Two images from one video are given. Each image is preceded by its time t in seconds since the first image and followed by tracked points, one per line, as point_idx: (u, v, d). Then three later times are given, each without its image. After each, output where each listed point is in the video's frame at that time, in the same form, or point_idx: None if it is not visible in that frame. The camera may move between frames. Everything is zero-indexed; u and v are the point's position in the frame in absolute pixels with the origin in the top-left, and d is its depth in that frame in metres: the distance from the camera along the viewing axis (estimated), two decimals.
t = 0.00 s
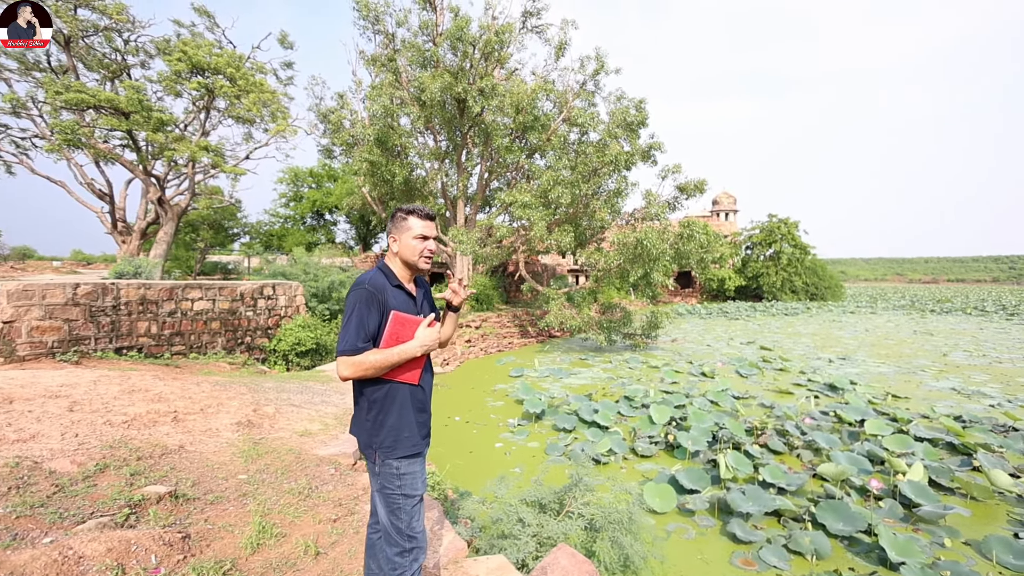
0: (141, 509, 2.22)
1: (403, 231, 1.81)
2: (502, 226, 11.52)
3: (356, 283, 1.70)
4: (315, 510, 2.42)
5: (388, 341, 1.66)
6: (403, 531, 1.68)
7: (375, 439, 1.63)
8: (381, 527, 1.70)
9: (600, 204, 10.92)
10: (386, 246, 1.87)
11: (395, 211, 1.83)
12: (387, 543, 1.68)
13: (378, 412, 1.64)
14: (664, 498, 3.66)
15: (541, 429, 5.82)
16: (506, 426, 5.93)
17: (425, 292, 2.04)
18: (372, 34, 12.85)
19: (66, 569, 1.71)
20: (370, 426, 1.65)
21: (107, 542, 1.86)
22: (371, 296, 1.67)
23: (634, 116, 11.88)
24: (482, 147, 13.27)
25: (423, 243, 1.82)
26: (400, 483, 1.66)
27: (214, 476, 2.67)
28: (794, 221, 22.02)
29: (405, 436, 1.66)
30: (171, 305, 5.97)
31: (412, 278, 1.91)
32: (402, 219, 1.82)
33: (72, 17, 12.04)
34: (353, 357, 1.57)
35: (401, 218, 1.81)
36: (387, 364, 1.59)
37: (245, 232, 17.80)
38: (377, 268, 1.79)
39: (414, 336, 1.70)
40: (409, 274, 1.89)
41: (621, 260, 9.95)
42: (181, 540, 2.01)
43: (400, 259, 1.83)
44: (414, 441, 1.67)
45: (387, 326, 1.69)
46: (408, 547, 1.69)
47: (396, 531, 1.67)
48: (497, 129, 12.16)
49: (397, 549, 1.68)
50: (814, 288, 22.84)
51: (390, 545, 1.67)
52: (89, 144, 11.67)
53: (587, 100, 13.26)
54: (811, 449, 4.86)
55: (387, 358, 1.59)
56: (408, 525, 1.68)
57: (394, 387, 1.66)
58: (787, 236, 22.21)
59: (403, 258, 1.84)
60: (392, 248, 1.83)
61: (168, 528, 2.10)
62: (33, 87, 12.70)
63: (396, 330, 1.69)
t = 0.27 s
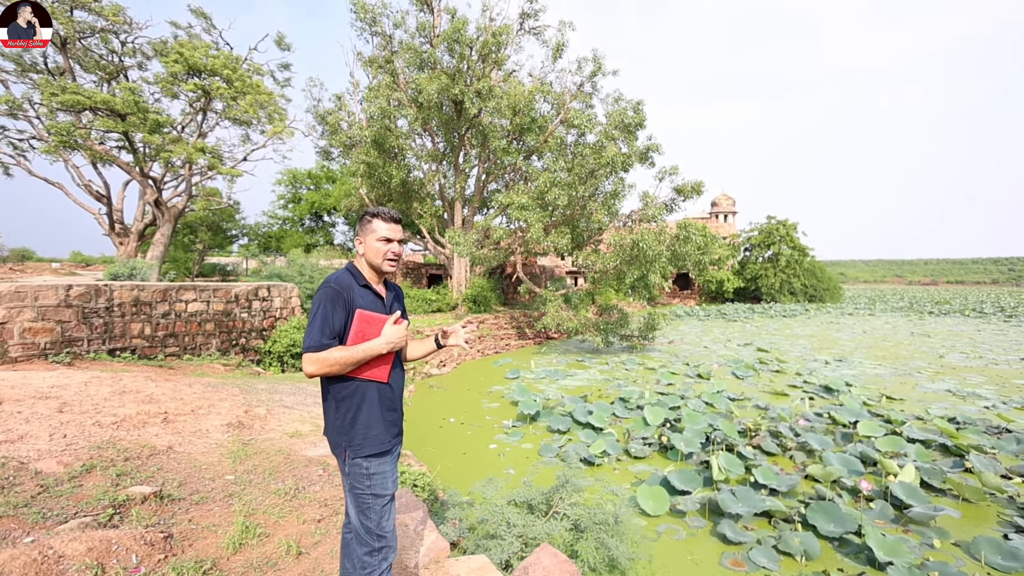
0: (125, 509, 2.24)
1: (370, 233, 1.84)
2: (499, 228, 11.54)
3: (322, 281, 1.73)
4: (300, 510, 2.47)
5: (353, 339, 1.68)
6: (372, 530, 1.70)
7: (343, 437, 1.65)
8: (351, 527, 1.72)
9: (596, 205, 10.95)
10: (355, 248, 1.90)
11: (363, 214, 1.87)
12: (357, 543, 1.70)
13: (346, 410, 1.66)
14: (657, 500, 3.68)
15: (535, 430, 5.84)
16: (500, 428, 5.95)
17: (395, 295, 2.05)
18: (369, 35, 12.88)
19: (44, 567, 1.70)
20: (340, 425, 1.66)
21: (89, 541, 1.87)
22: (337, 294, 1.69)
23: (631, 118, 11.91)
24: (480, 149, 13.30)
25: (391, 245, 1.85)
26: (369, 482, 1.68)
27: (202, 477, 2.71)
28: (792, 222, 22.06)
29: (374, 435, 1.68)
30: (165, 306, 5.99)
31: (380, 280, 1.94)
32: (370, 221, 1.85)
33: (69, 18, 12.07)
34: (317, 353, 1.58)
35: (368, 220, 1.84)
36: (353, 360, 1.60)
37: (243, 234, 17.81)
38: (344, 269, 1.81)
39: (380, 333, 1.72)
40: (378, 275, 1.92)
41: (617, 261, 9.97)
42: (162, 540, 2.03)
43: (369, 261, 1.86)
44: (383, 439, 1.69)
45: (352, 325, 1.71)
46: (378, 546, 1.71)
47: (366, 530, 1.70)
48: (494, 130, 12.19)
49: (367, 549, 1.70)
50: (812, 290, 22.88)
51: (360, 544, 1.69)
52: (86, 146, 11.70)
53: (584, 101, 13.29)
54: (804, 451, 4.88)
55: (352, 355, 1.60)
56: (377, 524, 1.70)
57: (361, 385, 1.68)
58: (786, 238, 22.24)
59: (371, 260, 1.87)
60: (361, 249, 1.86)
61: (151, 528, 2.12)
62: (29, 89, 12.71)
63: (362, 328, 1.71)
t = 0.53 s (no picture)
0: (125, 504, 2.29)
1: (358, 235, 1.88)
2: (501, 229, 11.58)
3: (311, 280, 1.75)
4: (296, 507, 2.52)
5: (341, 336, 1.72)
6: (358, 526, 1.74)
7: (329, 435, 1.68)
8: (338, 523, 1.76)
9: (597, 206, 10.96)
10: (342, 249, 1.94)
11: (350, 215, 1.90)
12: (344, 539, 1.74)
13: (333, 408, 1.70)
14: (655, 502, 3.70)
15: (535, 430, 5.87)
16: (500, 429, 5.98)
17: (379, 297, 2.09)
18: (372, 37, 12.95)
19: (46, 561, 1.76)
20: (327, 423, 1.70)
21: (88, 535, 1.92)
22: (324, 293, 1.73)
23: (633, 118, 11.91)
24: (482, 150, 13.34)
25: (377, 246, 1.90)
26: (355, 480, 1.72)
27: (201, 474, 2.76)
28: (797, 223, 21.96)
29: (360, 433, 1.71)
30: (170, 307, 6.06)
31: (366, 281, 1.98)
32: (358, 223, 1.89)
33: (78, 24, 12.18)
34: (306, 350, 1.61)
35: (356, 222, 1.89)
36: (341, 356, 1.64)
37: (249, 236, 17.94)
38: (332, 268, 1.85)
39: (367, 331, 1.76)
40: (364, 276, 1.95)
41: (619, 262, 9.98)
42: (160, 535, 2.08)
43: (356, 261, 1.90)
44: (368, 437, 1.73)
45: (340, 323, 1.74)
46: (365, 541, 1.75)
47: (353, 526, 1.74)
48: (496, 131, 12.24)
49: (353, 544, 1.74)
50: (816, 291, 22.79)
51: (347, 540, 1.73)
52: (94, 149, 11.85)
53: (586, 101, 13.30)
54: (805, 453, 4.89)
55: (340, 351, 1.64)
56: (363, 520, 1.74)
57: (348, 383, 1.72)
58: (791, 238, 22.13)
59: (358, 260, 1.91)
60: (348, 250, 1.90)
61: (150, 523, 2.17)
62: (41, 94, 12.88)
63: (349, 326, 1.75)
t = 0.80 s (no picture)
0: (139, 497, 2.35)
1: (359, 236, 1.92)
2: (509, 229, 11.61)
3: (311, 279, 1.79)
4: (303, 503, 2.57)
5: (341, 335, 1.75)
6: (360, 521, 1.77)
7: (329, 432, 1.72)
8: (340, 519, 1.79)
9: (605, 206, 10.94)
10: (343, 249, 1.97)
11: (351, 217, 1.94)
12: (346, 534, 1.77)
13: (334, 405, 1.73)
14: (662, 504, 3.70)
15: (542, 431, 5.89)
16: (507, 429, 6.00)
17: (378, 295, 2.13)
18: (381, 40, 13.06)
19: (61, 551, 1.83)
20: (328, 420, 1.73)
21: (103, 527, 1.98)
22: (325, 292, 1.76)
23: (642, 117, 11.86)
24: (491, 150, 13.38)
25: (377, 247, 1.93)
26: (356, 475, 1.75)
27: (211, 469, 2.82)
28: (809, 223, 21.70)
29: (361, 430, 1.74)
30: (185, 306, 6.17)
31: (366, 280, 2.01)
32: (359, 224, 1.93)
33: (98, 33, 12.40)
34: (308, 348, 1.64)
35: (357, 223, 1.92)
36: (341, 355, 1.67)
37: (261, 237, 18.17)
38: (332, 268, 1.88)
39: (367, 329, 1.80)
40: (364, 275, 1.98)
41: (626, 262, 9.95)
42: (171, 527, 2.13)
43: (356, 262, 1.93)
44: (368, 434, 1.76)
45: (339, 321, 1.77)
46: (366, 537, 1.78)
47: (355, 521, 1.77)
48: (504, 132, 12.30)
49: (355, 539, 1.77)
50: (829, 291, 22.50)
51: (349, 535, 1.76)
52: (114, 154, 12.11)
53: (594, 100, 13.28)
54: (816, 456, 4.83)
55: (341, 350, 1.67)
56: (365, 516, 1.77)
57: (350, 381, 1.76)
58: (803, 238, 21.86)
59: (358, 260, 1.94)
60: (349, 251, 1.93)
61: (161, 516, 2.23)
62: (64, 101, 13.17)
63: (350, 324, 1.78)
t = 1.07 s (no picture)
0: (155, 491, 2.40)
1: (376, 237, 1.93)
2: (520, 229, 11.61)
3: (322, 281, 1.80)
4: (314, 500, 2.61)
5: (352, 338, 1.77)
6: (373, 517, 1.78)
7: (341, 432, 1.74)
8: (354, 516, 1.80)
9: (617, 205, 10.87)
10: (353, 247, 1.97)
11: (365, 218, 1.93)
12: (360, 531, 1.78)
13: (345, 405, 1.75)
14: (675, 507, 3.66)
15: (553, 431, 5.87)
16: (518, 428, 6.00)
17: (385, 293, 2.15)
18: (394, 41, 13.14)
19: (80, 542, 1.87)
20: (338, 421, 1.75)
21: (119, 519, 2.03)
22: (335, 295, 1.77)
23: (655, 115, 11.75)
24: (503, 150, 13.39)
25: (391, 250, 1.96)
26: (368, 472, 1.76)
27: (225, 465, 2.87)
28: (826, 221, 21.30)
29: (372, 428, 1.77)
30: (202, 305, 6.28)
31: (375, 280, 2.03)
32: (375, 227, 1.93)
33: (121, 39, 12.68)
34: (319, 353, 1.67)
35: (374, 225, 1.92)
36: (352, 358, 1.69)
37: (277, 237, 18.43)
38: (342, 268, 1.88)
39: (378, 331, 1.81)
40: (374, 276, 2.00)
41: (638, 261, 9.87)
42: (185, 522, 2.17)
43: (367, 262, 1.94)
44: (379, 432, 1.78)
45: (351, 323, 1.79)
46: (381, 532, 1.79)
47: (369, 518, 1.78)
48: (515, 131, 12.30)
49: (370, 535, 1.78)
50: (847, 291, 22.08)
51: (364, 532, 1.78)
52: (136, 157, 12.40)
53: (606, 99, 13.22)
54: (835, 460, 4.75)
55: (353, 353, 1.70)
56: (379, 511, 1.79)
57: (362, 382, 1.78)
58: (821, 237, 21.45)
59: (370, 261, 1.95)
60: (362, 251, 1.93)
61: (176, 510, 2.28)
62: (89, 107, 13.48)
63: (360, 327, 1.79)
